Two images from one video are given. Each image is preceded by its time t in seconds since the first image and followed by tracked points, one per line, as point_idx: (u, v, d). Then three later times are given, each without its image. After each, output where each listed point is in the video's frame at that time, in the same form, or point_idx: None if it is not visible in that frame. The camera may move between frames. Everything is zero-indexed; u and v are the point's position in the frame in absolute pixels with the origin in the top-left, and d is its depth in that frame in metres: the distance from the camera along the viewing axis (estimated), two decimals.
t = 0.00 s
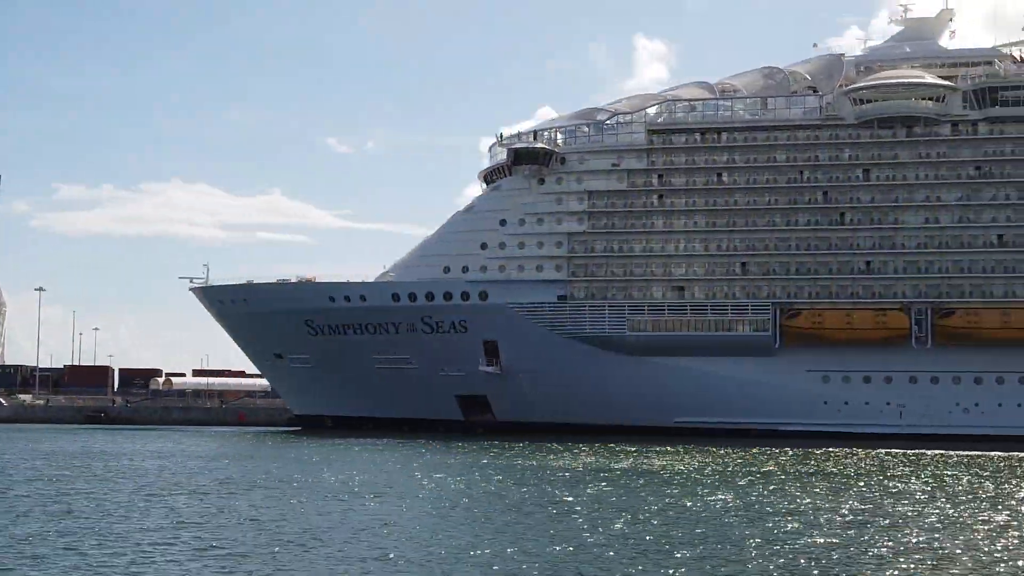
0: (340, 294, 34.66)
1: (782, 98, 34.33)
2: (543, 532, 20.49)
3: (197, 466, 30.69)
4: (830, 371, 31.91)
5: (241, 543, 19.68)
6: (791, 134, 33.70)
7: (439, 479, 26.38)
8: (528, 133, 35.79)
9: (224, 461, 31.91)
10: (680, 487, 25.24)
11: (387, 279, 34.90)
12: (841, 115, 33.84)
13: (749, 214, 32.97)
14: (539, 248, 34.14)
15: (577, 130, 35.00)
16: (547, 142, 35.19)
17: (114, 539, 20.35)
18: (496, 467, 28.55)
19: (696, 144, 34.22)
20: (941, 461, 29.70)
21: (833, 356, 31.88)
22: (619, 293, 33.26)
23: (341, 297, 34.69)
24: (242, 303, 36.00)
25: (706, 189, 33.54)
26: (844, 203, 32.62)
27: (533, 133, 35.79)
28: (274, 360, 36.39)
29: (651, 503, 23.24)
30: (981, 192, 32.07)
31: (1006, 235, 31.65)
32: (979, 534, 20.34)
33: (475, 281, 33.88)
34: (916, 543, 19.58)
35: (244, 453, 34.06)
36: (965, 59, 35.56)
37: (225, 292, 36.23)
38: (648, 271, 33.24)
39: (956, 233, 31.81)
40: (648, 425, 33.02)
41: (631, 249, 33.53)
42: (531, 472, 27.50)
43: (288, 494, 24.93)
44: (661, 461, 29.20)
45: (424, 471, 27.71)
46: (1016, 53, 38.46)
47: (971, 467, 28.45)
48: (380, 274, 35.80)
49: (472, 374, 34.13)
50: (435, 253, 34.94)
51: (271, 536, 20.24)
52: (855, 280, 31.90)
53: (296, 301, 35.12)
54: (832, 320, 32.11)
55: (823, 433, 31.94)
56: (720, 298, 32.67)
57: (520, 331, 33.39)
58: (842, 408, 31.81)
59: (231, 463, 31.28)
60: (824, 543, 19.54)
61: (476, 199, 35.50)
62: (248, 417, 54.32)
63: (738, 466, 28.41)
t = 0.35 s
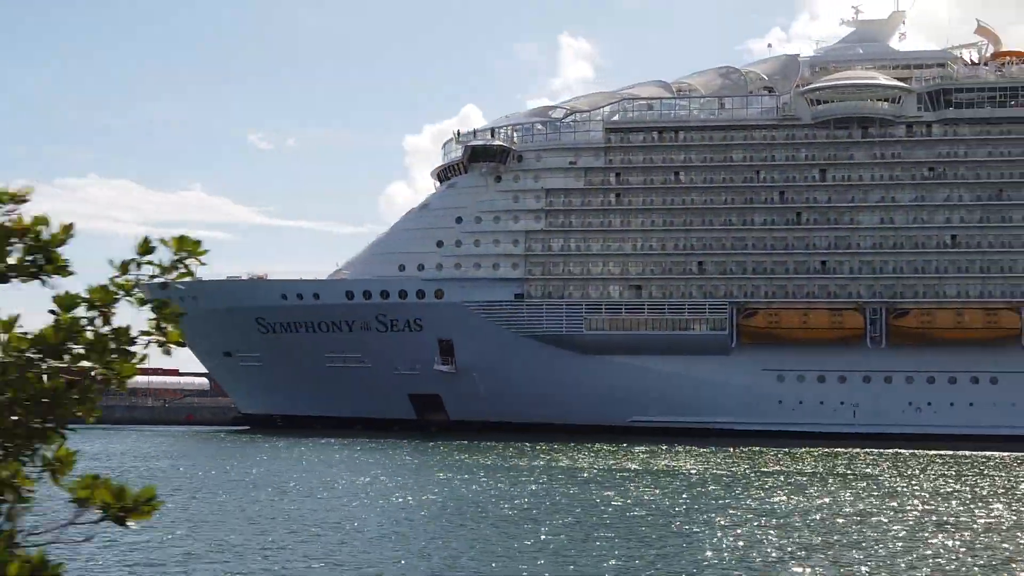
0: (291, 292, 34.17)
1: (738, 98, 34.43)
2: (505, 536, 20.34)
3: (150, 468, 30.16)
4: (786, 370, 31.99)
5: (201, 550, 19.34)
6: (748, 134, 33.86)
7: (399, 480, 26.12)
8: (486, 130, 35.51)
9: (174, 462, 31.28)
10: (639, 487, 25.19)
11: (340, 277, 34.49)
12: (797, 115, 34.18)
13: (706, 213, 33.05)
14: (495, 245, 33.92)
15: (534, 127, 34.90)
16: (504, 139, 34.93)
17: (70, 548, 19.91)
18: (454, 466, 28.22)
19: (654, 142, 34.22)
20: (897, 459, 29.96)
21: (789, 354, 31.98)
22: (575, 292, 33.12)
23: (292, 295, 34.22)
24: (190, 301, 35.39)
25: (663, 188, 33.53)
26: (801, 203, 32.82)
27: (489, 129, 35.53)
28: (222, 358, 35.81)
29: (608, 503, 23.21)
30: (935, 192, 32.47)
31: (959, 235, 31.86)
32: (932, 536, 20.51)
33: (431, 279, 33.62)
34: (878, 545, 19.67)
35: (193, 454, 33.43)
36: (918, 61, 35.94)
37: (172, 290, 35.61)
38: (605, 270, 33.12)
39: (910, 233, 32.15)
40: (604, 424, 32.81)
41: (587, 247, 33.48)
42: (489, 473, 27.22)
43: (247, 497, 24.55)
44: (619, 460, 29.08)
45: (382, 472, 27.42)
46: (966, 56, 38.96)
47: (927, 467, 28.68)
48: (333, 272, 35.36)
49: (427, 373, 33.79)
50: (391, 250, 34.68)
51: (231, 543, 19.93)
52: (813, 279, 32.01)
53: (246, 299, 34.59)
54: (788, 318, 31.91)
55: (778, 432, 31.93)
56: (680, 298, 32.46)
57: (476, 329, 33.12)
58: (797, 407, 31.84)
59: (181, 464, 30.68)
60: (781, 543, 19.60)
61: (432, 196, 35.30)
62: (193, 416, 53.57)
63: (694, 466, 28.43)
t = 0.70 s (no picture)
0: (244, 290, 33.88)
1: (695, 99, 34.69)
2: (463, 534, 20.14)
3: (100, 469, 29.63)
4: (741, 370, 32.19)
5: (155, 554, 19.02)
6: (706, 133, 34.02)
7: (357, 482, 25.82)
8: (445, 128, 35.44)
9: (123, 464, 30.73)
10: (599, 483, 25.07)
11: (295, 274, 34.28)
12: (754, 115, 34.40)
13: (664, 211, 33.08)
14: (452, 244, 33.54)
15: (493, 125, 34.93)
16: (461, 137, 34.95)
17: (22, 551, 19.49)
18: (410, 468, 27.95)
19: (612, 141, 34.17)
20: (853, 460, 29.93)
21: (744, 353, 32.18)
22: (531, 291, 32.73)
23: (245, 293, 33.92)
24: (140, 298, 34.97)
25: (620, 188, 33.50)
26: (758, 202, 32.90)
27: (447, 128, 35.40)
28: (172, 356, 35.40)
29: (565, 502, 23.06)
30: (890, 193, 32.73)
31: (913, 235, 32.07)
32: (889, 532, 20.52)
33: (386, 277, 33.31)
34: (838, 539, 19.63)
35: (142, 454, 32.90)
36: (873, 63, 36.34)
37: (122, 286, 35.18)
38: (562, 270, 32.81)
39: (866, 234, 32.16)
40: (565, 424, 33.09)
41: (543, 245, 33.25)
42: (447, 474, 26.97)
43: (200, 503, 24.16)
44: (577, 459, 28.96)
45: (339, 476, 27.12)
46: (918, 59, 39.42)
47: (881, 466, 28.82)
48: (286, 269, 35.12)
49: (381, 371, 33.63)
50: (346, 248, 34.48)
51: (187, 545, 19.60)
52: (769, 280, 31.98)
53: (198, 296, 34.25)
54: (747, 321, 31.96)
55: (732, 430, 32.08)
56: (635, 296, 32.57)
57: (432, 328, 32.93)
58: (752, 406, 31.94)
59: (131, 465, 30.15)
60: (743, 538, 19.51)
61: (388, 192, 35.02)
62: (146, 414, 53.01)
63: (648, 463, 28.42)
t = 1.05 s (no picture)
0: (196, 286, 33.43)
1: (651, 98, 34.63)
2: (446, 527, 20.12)
3: (49, 469, 28.98)
4: (696, 368, 32.30)
5: (135, 552, 18.74)
6: (662, 132, 34.09)
7: (320, 484, 25.63)
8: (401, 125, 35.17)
9: (72, 462, 30.09)
10: (563, 481, 25.06)
11: (248, 271, 33.90)
12: (710, 114, 34.36)
13: (622, 209, 33.22)
14: (409, 241, 33.44)
15: (449, 122, 34.58)
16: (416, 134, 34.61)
17: None
18: (369, 466, 27.65)
19: (569, 140, 34.13)
20: (809, 455, 30.33)
21: (699, 352, 32.34)
22: (489, 289, 32.96)
23: (197, 290, 33.47)
24: (87, 295, 34.31)
25: (578, 185, 33.55)
26: (714, 202, 33.19)
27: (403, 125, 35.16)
28: (119, 355, 34.70)
29: (537, 497, 23.18)
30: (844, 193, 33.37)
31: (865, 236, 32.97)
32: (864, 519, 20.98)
33: (341, 274, 33.08)
34: (818, 527, 20.06)
35: (90, 454, 32.23)
36: (826, 65, 36.78)
37: (68, 283, 34.49)
38: (518, 267, 33.05)
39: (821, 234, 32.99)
40: (512, 421, 32.56)
41: (500, 242, 33.24)
42: (406, 472, 26.70)
43: (163, 502, 23.74)
44: (536, 457, 28.85)
45: (299, 477, 26.79)
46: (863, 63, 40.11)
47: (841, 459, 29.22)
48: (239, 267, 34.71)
49: (334, 370, 33.12)
50: (299, 245, 34.01)
51: (164, 543, 19.33)
52: (722, 279, 32.65)
53: (147, 293, 33.72)
54: (703, 319, 32.33)
55: (686, 429, 32.12)
56: (592, 294, 32.79)
57: (386, 325, 32.59)
58: (706, 404, 32.14)
59: (81, 464, 29.53)
60: (725, 530, 19.88)
61: (343, 189, 34.74)
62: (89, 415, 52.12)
63: (612, 458, 28.48)
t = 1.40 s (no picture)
0: (147, 284, 32.83)
1: (608, 98, 34.69)
2: (417, 552, 20.35)
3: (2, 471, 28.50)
4: (652, 368, 32.44)
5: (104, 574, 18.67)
6: (619, 132, 34.22)
7: (283, 489, 25.68)
8: (357, 122, 34.93)
9: (25, 463, 29.61)
10: (527, 498, 25.13)
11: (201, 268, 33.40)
12: (667, 115, 34.64)
13: (579, 209, 33.31)
14: (365, 240, 33.19)
15: (406, 120, 34.38)
16: (373, 131, 34.40)
17: None
18: (330, 476, 27.50)
19: (526, 139, 34.12)
20: (766, 456, 30.68)
21: (656, 351, 32.46)
22: (445, 288, 32.82)
23: (148, 287, 32.87)
24: (30, 291, 33.31)
25: (535, 185, 33.54)
26: (670, 202, 33.41)
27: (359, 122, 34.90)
28: (65, 352, 33.89)
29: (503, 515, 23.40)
30: (798, 195, 33.75)
31: (820, 237, 33.45)
32: (824, 538, 21.48)
33: (297, 272, 32.83)
34: (783, 550, 20.49)
35: (40, 452, 31.70)
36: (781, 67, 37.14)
37: (10, 278, 33.46)
38: (474, 265, 32.95)
39: (775, 234, 33.33)
40: (468, 420, 32.60)
41: (456, 241, 33.14)
42: (368, 485, 26.58)
43: (124, 509, 23.57)
44: (496, 466, 28.89)
45: (259, 477, 26.71)
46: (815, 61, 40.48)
47: (796, 463, 29.66)
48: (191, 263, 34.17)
49: (290, 368, 32.78)
50: (254, 242, 33.69)
51: (133, 563, 19.26)
52: (679, 278, 32.71)
53: (96, 290, 32.96)
54: (659, 317, 32.22)
55: (642, 427, 32.40)
56: (550, 294, 32.73)
57: (343, 324, 32.41)
58: (662, 403, 32.36)
59: (34, 465, 29.07)
60: (692, 554, 20.20)
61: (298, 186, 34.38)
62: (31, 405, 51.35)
63: (573, 465, 28.76)
